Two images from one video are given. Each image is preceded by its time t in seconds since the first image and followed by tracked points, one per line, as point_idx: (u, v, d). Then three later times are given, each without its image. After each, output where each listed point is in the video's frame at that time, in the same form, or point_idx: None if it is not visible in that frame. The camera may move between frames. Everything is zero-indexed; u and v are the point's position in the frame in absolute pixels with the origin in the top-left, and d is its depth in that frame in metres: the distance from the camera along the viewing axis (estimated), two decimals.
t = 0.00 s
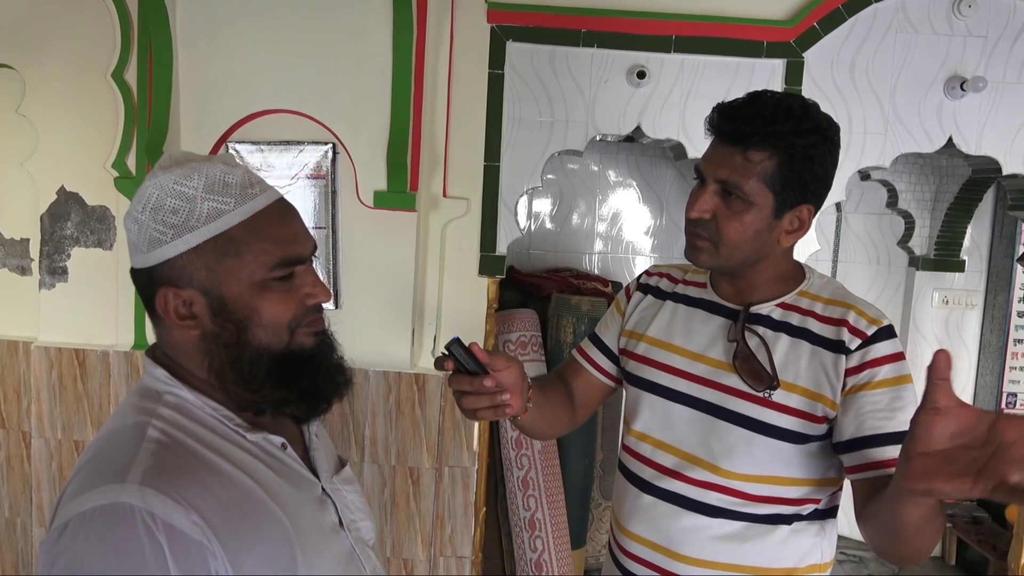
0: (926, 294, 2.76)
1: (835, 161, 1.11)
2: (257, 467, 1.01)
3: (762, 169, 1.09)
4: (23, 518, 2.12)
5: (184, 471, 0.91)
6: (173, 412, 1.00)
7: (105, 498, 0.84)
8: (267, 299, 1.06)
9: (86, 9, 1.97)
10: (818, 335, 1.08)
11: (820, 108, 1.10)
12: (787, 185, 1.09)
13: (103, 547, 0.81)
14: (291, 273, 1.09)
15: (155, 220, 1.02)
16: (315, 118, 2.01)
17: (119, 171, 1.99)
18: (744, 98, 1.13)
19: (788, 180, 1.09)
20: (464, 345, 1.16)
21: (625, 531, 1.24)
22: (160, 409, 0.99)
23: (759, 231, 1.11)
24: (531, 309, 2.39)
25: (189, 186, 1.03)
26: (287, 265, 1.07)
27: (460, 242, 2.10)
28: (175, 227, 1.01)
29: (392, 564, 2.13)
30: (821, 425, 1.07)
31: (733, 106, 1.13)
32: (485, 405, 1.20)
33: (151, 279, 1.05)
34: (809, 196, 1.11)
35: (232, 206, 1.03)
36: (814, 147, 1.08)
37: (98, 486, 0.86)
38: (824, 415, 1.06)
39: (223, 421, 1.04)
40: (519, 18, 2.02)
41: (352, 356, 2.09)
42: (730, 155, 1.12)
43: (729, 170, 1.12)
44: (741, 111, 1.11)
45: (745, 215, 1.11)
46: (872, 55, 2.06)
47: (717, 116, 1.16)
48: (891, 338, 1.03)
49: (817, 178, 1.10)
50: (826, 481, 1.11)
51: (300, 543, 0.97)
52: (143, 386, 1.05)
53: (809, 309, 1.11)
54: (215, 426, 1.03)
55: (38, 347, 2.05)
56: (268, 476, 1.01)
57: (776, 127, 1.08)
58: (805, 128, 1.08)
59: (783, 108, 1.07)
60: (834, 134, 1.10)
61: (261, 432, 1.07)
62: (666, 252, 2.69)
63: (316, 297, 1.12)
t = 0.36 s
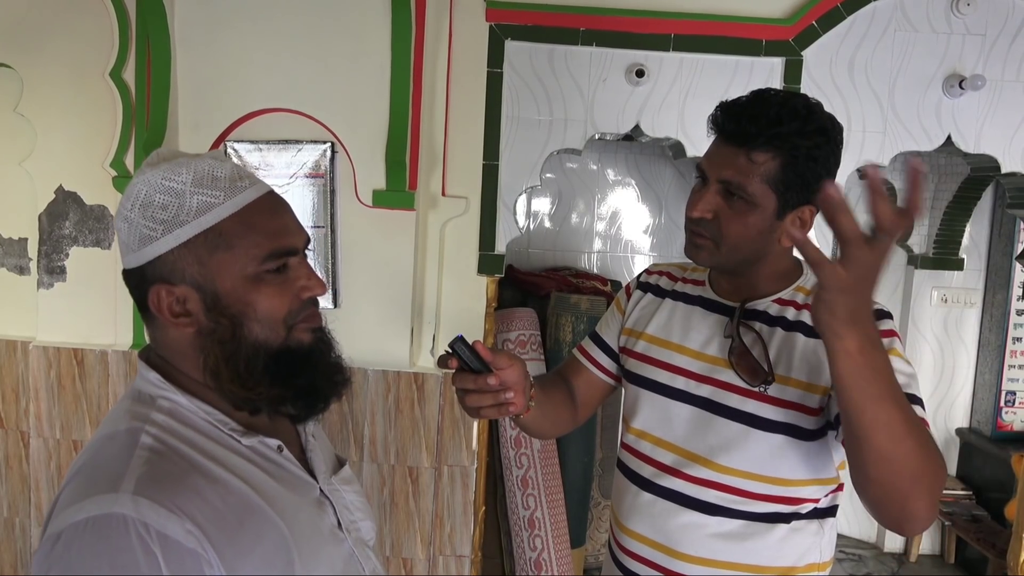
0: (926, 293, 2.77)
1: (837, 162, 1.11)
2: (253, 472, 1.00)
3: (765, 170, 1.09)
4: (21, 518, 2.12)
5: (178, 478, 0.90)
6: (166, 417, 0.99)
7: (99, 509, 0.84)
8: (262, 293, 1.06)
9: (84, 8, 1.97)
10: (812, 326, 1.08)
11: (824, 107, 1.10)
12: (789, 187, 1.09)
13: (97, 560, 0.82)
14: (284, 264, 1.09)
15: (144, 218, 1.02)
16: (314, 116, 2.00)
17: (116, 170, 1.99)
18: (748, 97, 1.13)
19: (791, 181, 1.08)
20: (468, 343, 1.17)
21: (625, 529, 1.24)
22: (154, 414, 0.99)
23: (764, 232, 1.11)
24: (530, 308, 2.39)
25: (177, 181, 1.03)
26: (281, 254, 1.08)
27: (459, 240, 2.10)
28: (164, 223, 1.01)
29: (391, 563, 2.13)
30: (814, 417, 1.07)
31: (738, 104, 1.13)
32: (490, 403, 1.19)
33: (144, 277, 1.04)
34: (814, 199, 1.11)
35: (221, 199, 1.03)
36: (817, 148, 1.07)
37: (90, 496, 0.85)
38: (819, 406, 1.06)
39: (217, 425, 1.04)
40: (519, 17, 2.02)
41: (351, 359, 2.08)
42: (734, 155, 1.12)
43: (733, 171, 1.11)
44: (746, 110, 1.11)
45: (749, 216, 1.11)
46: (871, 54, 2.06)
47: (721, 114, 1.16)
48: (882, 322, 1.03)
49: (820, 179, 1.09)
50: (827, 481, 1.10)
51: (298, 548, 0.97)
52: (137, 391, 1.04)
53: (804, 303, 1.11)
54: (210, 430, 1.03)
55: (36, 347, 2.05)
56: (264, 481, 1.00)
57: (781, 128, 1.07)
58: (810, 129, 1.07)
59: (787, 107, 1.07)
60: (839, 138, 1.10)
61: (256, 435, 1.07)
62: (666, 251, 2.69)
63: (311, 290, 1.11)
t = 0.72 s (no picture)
0: (926, 291, 2.78)
1: (830, 155, 1.11)
2: (249, 479, 1.00)
3: (757, 161, 1.09)
4: (21, 516, 2.12)
5: (172, 487, 0.90)
6: (158, 423, 0.99)
7: (89, 519, 0.83)
8: (263, 274, 1.06)
9: (84, 6, 1.96)
10: (810, 326, 1.08)
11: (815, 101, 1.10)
12: (781, 179, 1.09)
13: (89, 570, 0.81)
14: (284, 249, 1.10)
15: (145, 201, 1.03)
16: (314, 114, 2.00)
17: (116, 168, 1.99)
18: (737, 94, 1.13)
19: (783, 173, 1.09)
20: (467, 341, 1.16)
21: (623, 528, 1.24)
22: (145, 420, 0.98)
23: (756, 224, 1.11)
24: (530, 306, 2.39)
25: (179, 166, 1.04)
26: (280, 240, 1.08)
27: (459, 238, 2.10)
28: (166, 205, 1.02)
29: (391, 562, 2.13)
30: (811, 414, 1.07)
31: (727, 101, 1.13)
32: (488, 401, 1.19)
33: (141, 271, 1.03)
34: (805, 188, 1.11)
35: (223, 182, 1.05)
36: (808, 139, 1.08)
37: (82, 505, 0.85)
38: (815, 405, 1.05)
39: (211, 431, 1.03)
40: (520, 15, 2.01)
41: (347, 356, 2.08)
42: (724, 148, 1.12)
43: (723, 163, 1.11)
44: (736, 106, 1.11)
45: (740, 208, 1.10)
46: (872, 52, 2.06)
47: (712, 110, 1.16)
48: (884, 328, 1.03)
49: (812, 170, 1.10)
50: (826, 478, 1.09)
51: (296, 554, 0.97)
52: (128, 398, 1.04)
53: (802, 302, 1.11)
54: (203, 435, 1.02)
55: (36, 345, 2.05)
56: (259, 487, 1.00)
57: (768, 119, 1.08)
58: (798, 120, 1.07)
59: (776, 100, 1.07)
60: (828, 127, 1.10)
61: (251, 440, 1.06)
62: (666, 249, 2.70)
63: (310, 279, 1.12)
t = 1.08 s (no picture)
0: (926, 290, 2.78)
1: (829, 150, 1.11)
2: (239, 484, 0.99)
3: (755, 161, 1.09)
4: (22, 514, 2.12)
5: (160, 494, 0.89)
6: (145, 431, 0.97)
7: (76, 532, 0.83)
8: (263, 273, 1.06)
9: (84, 3, 1.96)
10: (816, 327, 1.09)
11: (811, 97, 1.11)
12: (780, 177, 1.09)
13: None
14: (281, 246, 1.10)
15: (137, 202, 1.01)
16: (314, 112, 2.00)
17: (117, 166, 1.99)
18: (732, 93, 1.13)
19: (782, 172, 1.09)
20: (470, 340, 1.15)
21: (623, 525, 1.24)
22: (132, 428, 0.96)
23: (757, 223, 1.11)
24: (530, 304, 2.39)
25: (169, 166, 1.03)
26: (276, 237, 1.08)
27: (459, 237, 2.10)
28: (160, 205, 1.00)
29: (391, 560, 2.14)
30: (820, 417, 1.09)
31: (723, 100, 1.13)
32: (490, 400, 1.20)
33: (133, 272, 1.02)
34: (805, 187, 1.11)
35: (216, 181, 1.04)
36: (805, 137, 1.08)
37: (70, 518, 0.84)
38: (823, 409, 1.08)
39: (199, 437, 1.01)
40: (520, 14, 2.01)
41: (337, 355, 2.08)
42: (721, 149, 1.12)
43: (722, 164, 1.11)
44: (731, 105, 1.11)
45: (741, 209, 1.10)
46: (872, 50, 2.05)
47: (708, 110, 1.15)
48: (891, 337, 1.05)
49: (811, 167, 1.10)
50: (826, 473, 1.12)
51: (290, 561, 0.97)
52: (116, 404, 1.02)
53: (808, 302, 1.11)
54: (190, 442, 1.00)
55: (37, 342, 2.05)
56: (249, 491, 0.99)
57: (766, 119, 1.08)
58: (794, 119, 1.08)
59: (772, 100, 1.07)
60: (827, 124, 1.10)
61: (242, 446, 1.04)
62: (666, 247, 2.70)
63: (307, 276, 1.12)
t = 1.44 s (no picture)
0: (925, 288, 2.78)
1: (830, 148, 1.12)
2: (238, 496, 0.97)
3: (758, 157, 1.09)
4: (21, 512, 2.12)
5: (161, 508, 0.87)
6: (142, 442, 0.94)
7: (75, 550, 0.80)
8: (267, 281, 1.05)
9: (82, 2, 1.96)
10: (821, 328, 1.09)
11: (811, 95, 1.11)
12: (783, 174, 1.10)
13: None
14: (282, 254, 1.09)
15: (138, 206, 0.98)
16: (312, 111, 2.00)
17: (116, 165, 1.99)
18: (734, 90, 1.13)
19: (784, 168, 1.09)
20: (465, 344, 1.15)
21: (623, 527, 1.24)
22: (128, 439, 0.94)
23: (759, 220, 1.11)
24: (529, 304, 2.38)
25: (171, 169, 1.00)
26: (279, 245, 1.08)
27: (458, 235, 2.10)
28: (164, 210, 0.98)
29: (390, 558, 2.14)
30: (824, 419, 1.09)
31: (725, 97, 1.13)
32: (489, 405, 1.20)
33: (131, 278, 0.99)
34: (808, 182, 1.11)
35: (219, 185, 1.02)
36: (808, 132, 1.08)
37: (68, 535, 0.82)
38: (828, 410, 1.08)
39: (197, 447, 0.99)
40: (519, 12, 2.00)
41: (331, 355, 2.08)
42: (724, 145, 1.12)
43: (725, 160, 1.11)
44: (732, 102, 1.11)
45: (743, 205, 1.10)
46: (871, 49, 2.05)
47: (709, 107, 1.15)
48: (895, 336, 1.05)
49: (813, 164, 1.10)
50: (826, 473, 1.12)
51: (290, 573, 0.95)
52: (107, 412, 0.99)
53: (811, 303, 1.11)
54: (187, 453, 0.98)
55: (35, 341, 2.05)
56: (249, 502, 0.97)
57: (767, 114, 1.08)
58: (797, 114, 1.08)
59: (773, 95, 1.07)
60: (828, 122, 1.11)
61: (239, 455, 1.03)
62: (666, 246, 2.70)
63: (306, 283, 1.11)
